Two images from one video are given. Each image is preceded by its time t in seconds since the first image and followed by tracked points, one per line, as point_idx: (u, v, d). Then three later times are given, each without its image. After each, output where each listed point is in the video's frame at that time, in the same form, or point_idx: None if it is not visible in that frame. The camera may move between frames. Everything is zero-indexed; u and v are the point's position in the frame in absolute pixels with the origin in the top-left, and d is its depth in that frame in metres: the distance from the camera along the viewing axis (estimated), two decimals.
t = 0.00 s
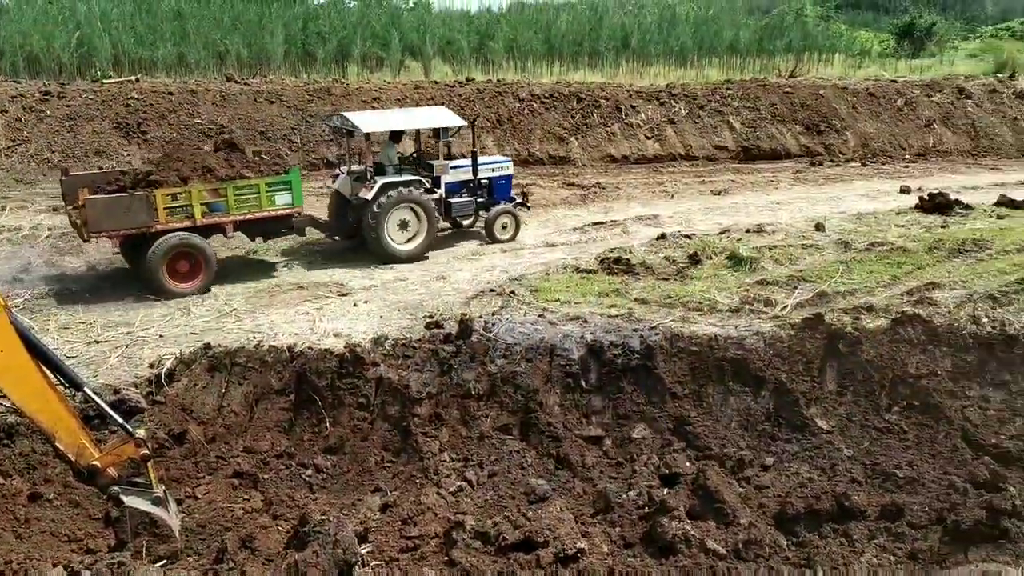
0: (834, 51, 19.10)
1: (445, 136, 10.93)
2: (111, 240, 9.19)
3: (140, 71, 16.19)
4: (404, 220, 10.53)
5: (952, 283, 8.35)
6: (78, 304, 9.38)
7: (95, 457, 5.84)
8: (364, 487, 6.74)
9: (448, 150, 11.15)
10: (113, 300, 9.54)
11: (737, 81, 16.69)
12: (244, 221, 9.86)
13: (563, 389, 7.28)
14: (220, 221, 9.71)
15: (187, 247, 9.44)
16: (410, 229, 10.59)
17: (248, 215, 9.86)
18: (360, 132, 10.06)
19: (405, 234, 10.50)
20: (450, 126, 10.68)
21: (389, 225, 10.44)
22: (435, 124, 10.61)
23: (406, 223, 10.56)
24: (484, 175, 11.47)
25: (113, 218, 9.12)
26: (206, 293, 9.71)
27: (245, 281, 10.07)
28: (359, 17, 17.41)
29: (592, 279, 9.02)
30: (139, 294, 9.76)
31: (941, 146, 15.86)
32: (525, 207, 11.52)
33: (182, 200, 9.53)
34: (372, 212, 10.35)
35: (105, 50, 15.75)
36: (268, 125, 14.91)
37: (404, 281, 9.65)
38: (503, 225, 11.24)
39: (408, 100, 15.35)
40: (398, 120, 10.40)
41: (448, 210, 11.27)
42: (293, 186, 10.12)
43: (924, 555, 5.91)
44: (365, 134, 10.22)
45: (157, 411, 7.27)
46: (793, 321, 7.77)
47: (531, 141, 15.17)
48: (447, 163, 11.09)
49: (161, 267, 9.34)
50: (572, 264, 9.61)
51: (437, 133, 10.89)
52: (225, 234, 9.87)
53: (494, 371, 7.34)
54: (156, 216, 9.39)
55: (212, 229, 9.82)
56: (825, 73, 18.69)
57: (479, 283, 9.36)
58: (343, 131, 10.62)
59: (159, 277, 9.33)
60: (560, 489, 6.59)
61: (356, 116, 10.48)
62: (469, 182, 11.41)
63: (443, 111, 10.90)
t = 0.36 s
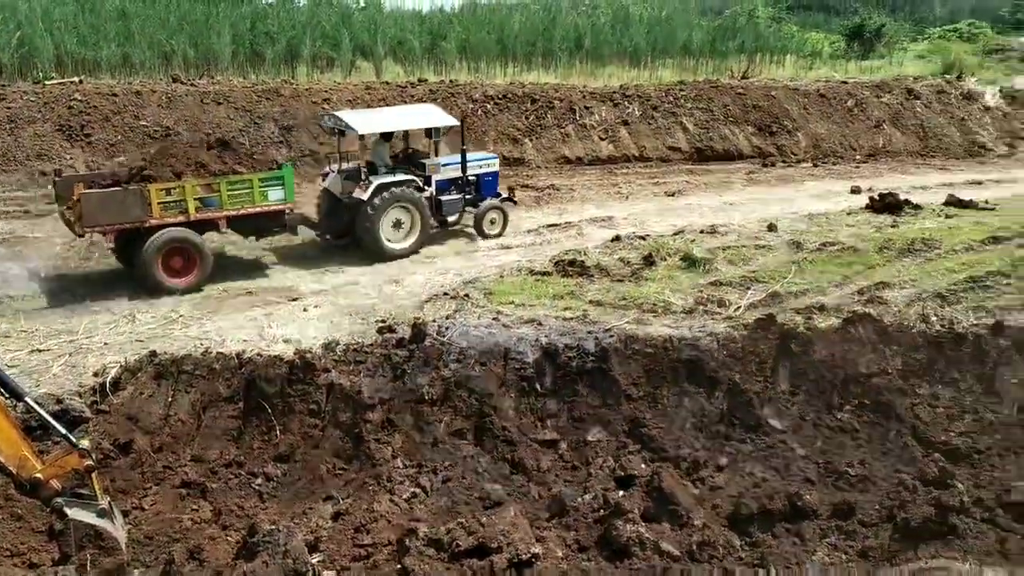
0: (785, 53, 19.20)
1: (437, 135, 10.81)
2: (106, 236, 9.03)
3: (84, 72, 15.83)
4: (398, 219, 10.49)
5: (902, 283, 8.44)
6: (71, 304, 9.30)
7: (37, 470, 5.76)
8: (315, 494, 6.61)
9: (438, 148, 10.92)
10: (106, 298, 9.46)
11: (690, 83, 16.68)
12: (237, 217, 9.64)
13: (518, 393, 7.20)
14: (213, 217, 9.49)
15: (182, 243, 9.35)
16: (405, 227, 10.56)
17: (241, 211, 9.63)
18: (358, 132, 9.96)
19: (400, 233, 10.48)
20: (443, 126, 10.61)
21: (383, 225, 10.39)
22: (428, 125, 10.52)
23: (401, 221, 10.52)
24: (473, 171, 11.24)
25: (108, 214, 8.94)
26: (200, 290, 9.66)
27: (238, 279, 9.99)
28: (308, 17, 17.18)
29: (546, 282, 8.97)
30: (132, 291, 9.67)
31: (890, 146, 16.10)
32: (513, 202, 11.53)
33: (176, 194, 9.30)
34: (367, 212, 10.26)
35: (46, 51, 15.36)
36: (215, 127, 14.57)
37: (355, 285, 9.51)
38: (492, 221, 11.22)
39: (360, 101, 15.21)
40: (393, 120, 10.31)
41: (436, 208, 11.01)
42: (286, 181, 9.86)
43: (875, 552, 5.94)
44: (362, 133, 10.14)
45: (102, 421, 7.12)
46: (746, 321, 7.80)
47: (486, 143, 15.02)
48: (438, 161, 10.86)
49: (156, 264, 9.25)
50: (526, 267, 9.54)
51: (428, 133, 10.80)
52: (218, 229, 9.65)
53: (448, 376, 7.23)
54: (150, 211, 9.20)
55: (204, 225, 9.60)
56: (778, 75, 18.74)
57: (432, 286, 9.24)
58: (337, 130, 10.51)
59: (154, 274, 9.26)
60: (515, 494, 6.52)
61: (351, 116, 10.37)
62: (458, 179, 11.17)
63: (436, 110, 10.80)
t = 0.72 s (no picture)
0: (744, 54, 19.28)
1: (439, 130, 10.81)
2: (131, 234, 9.07)
3: (37, 76, 15.54)
4: (402, 212, 10.55)
5: (859, 280, 8.56)
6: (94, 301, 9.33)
7: None
8: (279, 501, 6.55)
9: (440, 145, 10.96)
10: (130, 295, 9.50)
11: (650, 83, 16.91)
12: (258, 214, 9.65)
13: (482, 395, 7.18)
14: (233, 214, 9.51)
15: (204, 239, 9.38)
16: (408, 220, 10.62)
17: (261, 208, 9.64)
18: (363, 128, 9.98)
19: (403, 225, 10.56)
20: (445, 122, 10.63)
21: (387, 218, 10.46)
22: (430, 120, 10.52)
23: (405, 215, 10.58)
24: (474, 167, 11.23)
25: (133, 212, 8.99)
26: (222, 286, 9.67)
27: (258, 274, 10.02)
28: (267, 19, 17.02)
29: (510, 283, 8.97)
30: (154, 287, 9.71)
31: (846, 146, 16.19)
32: (514, 196, 11.53)
33: (199, 192, 9.34)
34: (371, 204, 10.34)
35: None
36: (173, 130, 14.41)
37: (317, 289, 9.44)
38: (494, 214, 11.25)
39: (320, 103, 15.11)
40: (396, 116, 10.31)
41: (440, 204, 11.05)
42: (302, 179, 9.89)
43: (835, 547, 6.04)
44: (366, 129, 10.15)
45: (60, 430, 6.98)
46: (708, 320, 7.86)
47: (447, 145, 14.99)
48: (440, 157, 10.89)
49: (180, 261, 9.29)
50: (490, 268, 9.53)
51: (430, 128, 10.80)
52: (238, 226, 9.67)
53: (411, 379, 7.18)
54: (173, 209, 9.24)
55: (224, 222, 9.63)
56: (736, 75, 18.78)
57: (393, 289, 9.19)
58: (342, 126, 10.52)
59: (178, 270, 9.30)
60: (480, 497, 6.54)
61: (356, 112, 10.37)
62: (460, 174, 11.17)
63: (438, 106, 10.81)
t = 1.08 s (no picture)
0: (700, 53, 19.36)
1: (439, 129, 10.95)
2: (143, 232, 9.13)
3: None
4: (406, 208, 10.64)
5: (814, 276, 8.69)
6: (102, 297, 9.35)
7: None
8: (237, 504, 6.48)
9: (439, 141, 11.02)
10: (140, 290, 9.53)
11: (607, 83, 17.01)
12: (265, 212, 9.77)
13: (442, 394, 7.17)
14: (241, 213, 9.60)
15: (213, 237, 9.41)
16: (411, 216, 10.72)
17: (267, 206, 9.76)
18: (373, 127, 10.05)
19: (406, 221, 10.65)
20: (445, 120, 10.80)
21: (392, 213, 10.53)
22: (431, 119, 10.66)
23: (408, 210, 10.66)
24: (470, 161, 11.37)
25: (146, 211, 9.04)
26: (230, 281, 9.72)
27: (269, 269, 10.06)
28: (222, 18, 16.83)
29: (470, 282, 8.97)
30: (165, 283, 9.74)
31: (800, 144, 16.47)
32: (509, 189, 11.71)
33: (209, 191, 9.38)
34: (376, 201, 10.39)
35: None
36: (127, 131, 14.18)
37: (274, 290, 9.35)
38: (490, 207, 11.42)
39: (277, 104, 14.98)
40: (401, 115, 10.40)
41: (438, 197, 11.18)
42: (308, 177, 10.01)
43: (792, 538, 6.13)
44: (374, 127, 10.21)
45: (13, 437, 6.84)
46: (666, 317, 7.93)
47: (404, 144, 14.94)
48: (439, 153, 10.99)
49: (190, 258, 9.32)
50: (449, 268, 9.51)
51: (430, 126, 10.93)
52: (245, 224, 9.77)
53: (371, 380, 7.15)
54: (185, 207, 9.30)
55: (232, 220, 9.71)
56: (691, 75, 18.84)
57: (352, 290, 9.16)
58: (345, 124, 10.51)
59: (188, 267, 9.34)
60: (442, 496, 6.53)
61: (360, 110, 10.39)
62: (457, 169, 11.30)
63: (436, 103, 10.91)
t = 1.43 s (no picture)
0: (664, 55, 19.46)
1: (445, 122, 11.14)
2: (173, 222, 9.34)
3: None
4: (415, 198, 10.95)
5: (776, 275, 8.77)
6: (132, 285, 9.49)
7: None
8: (202, 506, 6.44)
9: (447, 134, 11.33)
10: (169, 280, 9.66)
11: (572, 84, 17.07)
12: (287, 202, 9.99)
13: (409, 394, 7.15)
14: (265, 203, 9.81)
15: (240, 226, 9.59)
16: (421, 206, 11.02)
17: (290, 196, 9.98)
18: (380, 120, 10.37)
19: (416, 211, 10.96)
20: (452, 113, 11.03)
21: (402, 204, 10.85)
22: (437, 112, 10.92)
23: (418, 200, 10.97)
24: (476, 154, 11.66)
25: (176, 201, 9.27)
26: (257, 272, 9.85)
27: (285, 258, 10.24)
28: (183, 17, 16.62)
29: (435, 283, 8.94)
30: (193, 274, 9.88)
31: (762, 145, 16.66)
32: (515, 183, 11.99)
33: (235, 182, 9.61)
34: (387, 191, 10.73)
35: None
36: (87, 130, 13.95)
37: (238, 290, 9.26)
38: (496, 200, 11.71)
39: (240, 103, 14.82)
40: (407, 109, 10.72)
41: (446, 189, 11.53)
42: (328, 168, 10.24)
43: (755, 533, 6.23)
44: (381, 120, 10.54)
45: None
46: (631, 316, 7.93)
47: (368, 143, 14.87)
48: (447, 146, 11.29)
49: (218, 247, 9.47)
50: (415, 268, 9.47)
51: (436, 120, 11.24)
52: (269, 214, 9.98)
53: (337, 381, 7.10)
54: (213, 198, 9.52)
55: (257, 210, 9.93)
56: (655, 76, 18.90)
57: (316, 291, 9.07)
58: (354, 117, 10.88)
59: (216, 256, 9.48)
60: (408, 497, 6.53)
61: (368, 104, 10.74)
62: (463, 162, 11.60)
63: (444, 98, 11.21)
